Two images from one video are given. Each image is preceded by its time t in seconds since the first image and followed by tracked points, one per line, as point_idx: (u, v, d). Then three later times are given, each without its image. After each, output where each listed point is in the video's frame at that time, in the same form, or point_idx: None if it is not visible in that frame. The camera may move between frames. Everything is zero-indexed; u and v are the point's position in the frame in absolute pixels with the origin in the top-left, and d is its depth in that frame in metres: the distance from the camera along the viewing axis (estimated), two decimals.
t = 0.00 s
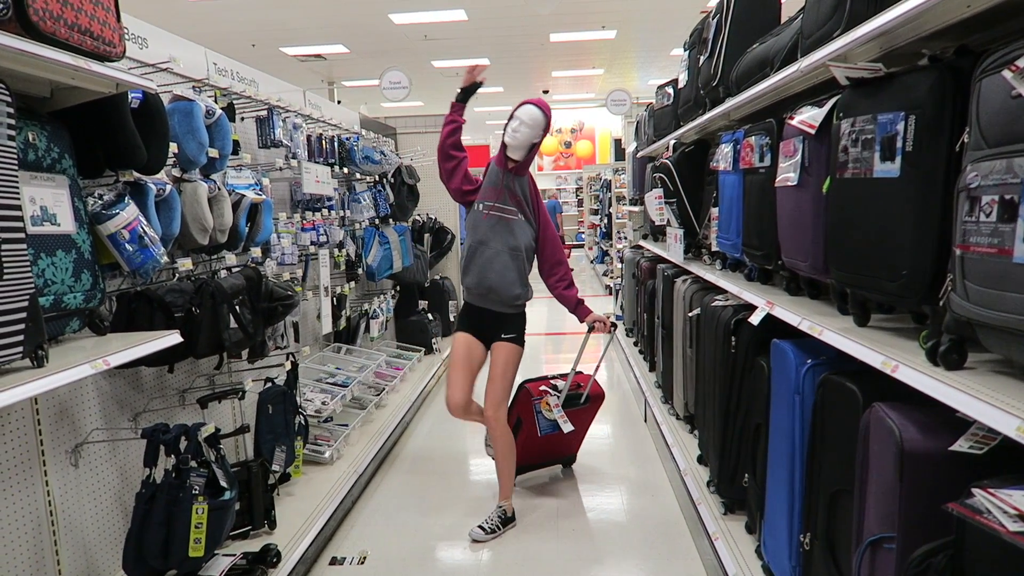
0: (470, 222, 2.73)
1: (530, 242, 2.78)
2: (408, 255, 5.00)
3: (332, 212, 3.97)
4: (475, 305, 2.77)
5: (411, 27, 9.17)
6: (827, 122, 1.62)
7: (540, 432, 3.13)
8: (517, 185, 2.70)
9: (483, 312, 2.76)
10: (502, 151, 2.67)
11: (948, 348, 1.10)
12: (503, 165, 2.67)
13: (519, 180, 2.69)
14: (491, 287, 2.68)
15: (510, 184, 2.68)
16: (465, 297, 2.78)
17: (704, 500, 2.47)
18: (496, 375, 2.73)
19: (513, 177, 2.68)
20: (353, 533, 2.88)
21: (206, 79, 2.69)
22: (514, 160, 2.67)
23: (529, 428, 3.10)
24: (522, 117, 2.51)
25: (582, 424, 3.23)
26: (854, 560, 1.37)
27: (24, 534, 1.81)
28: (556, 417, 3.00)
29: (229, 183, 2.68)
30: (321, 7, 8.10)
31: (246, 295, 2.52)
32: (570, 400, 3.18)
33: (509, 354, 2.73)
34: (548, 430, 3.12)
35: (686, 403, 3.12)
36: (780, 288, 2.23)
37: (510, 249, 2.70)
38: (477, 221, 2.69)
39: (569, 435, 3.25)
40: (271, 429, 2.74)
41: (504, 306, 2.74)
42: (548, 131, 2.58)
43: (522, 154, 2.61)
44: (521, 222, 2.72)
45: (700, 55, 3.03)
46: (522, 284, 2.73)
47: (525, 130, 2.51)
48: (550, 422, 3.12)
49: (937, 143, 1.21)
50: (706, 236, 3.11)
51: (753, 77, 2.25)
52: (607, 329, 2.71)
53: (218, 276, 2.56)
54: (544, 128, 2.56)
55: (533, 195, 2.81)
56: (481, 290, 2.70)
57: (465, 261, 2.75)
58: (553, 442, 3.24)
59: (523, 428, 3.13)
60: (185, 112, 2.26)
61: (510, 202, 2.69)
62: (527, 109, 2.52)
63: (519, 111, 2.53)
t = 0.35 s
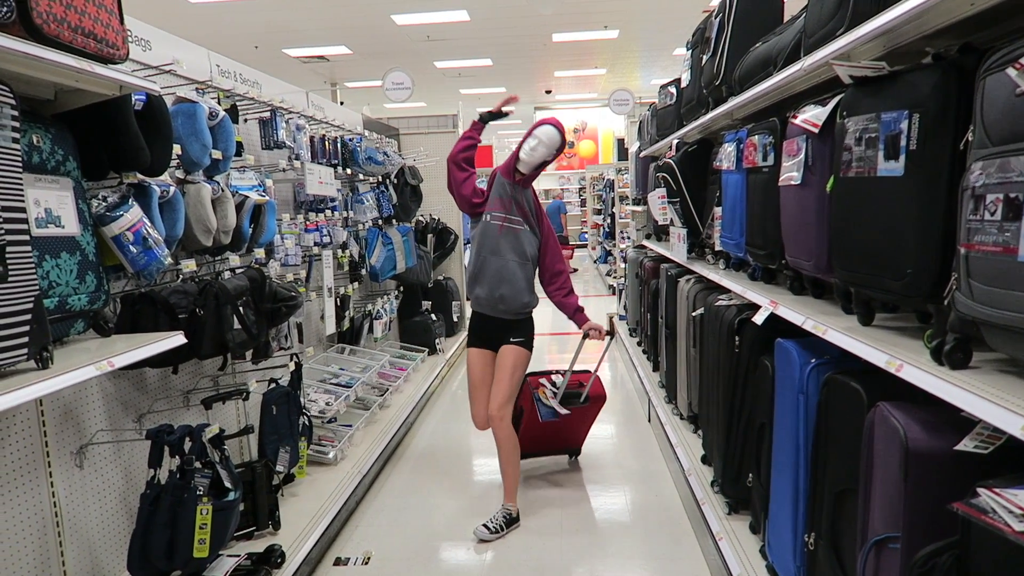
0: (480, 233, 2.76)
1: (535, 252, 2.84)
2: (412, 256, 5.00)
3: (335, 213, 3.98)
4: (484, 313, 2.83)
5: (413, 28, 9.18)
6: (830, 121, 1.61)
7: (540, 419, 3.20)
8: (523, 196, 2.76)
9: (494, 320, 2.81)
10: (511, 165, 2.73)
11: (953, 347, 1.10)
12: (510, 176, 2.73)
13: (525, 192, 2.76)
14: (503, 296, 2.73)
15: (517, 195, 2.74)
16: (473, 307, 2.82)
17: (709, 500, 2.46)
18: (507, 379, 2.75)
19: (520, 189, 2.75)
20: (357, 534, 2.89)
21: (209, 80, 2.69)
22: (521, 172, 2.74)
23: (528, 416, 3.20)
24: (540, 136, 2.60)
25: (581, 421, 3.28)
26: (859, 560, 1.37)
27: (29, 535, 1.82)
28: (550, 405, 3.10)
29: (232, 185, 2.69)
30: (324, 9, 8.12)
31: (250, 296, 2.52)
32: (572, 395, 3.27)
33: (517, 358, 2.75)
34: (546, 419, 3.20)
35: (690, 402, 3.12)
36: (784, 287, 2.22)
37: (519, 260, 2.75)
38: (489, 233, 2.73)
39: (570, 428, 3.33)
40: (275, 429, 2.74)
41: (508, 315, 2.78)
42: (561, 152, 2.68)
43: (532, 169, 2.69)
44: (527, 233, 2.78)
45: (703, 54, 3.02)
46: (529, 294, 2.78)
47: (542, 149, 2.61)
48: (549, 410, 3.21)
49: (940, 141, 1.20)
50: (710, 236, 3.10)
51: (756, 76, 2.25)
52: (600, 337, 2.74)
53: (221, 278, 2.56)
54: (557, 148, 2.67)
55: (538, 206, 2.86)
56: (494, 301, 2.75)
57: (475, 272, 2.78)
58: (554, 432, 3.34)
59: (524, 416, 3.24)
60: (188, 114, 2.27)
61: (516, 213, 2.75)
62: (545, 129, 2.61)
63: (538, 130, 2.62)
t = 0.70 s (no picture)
0: (485, 241, 2.84)
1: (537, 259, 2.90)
2: (415, 255, 5.00)
3: (338, 213, 3.97)
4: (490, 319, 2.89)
5: (416, 28, 9.18)
6: (834, 119, 1.61)
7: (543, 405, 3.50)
8: (526, 206, 2.82)
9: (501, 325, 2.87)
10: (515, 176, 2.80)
11: (958, 345, 1.09)
12: (512, 185, 2.80)
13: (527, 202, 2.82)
14: (506, 302, 2.78)
15: (520, 205, 2.81)
16: (480, 314, 2.89)
17: (712, 499, 2.46)
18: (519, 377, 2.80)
19: (523, 199, 2.82)
20: (361, 533, 2.89)
21: (212, 81, 2.70)
22: (522, 182, 2.81)
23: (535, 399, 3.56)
24: (548, 155, 2.67)
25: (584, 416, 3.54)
26: (863, 560, 1.36)
27: (34, 535, 1.82)
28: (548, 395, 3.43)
29: (236, 184, 2.69)
30: (327, 9, 8.12)
31: (254, 295, 2.52)
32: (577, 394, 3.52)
33: (526, 358, 2.80)
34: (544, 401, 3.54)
35: (693, 401, 3.11)
36: (788, 285, 2.22)
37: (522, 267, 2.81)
38: (493, 240, 2.80)
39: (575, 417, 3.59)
40: (279, 428, 2.75)
41: (509, 320, 2.84)
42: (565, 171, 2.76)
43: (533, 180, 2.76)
44: (530, 241, 2.84)
45: (706, 52, 3.01)
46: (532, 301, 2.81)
47: (550, 168, 2.69)
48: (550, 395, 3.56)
49: (945, 139, 1.20)
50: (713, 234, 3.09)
51: (759, 74, 2.24)
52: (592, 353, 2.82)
53: (224, 277, 2.57)
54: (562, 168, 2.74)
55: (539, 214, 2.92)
56: (498, 306, 2.80)
57: (482, 280, 2.85)
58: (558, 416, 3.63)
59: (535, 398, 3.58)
60: (192, 113, 2.28)
61: (520, 221, 2.80)
62: (554, 148, 2.68)
63: (548, 148, 2.68)
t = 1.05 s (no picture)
0: (493, 249, 2.92)
1: (543, 266, 3.00)
2: (417, 251, 5.00)
3: (340, 209, 3.95)
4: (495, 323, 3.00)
5: (418, 23, 9.16)
6: (838, 112, 1.60)
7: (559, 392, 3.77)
8: (534, 215, 2.91)
9: (504, 330, 2.99)
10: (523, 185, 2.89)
11: (962, 338, 1.09)
12: (521, 196, 2.88)
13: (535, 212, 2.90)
14: (508, 310, 2.89)
15: (528, 214, 2.89)
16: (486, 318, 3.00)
17: (716, 493, 2.46)
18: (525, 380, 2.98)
19: (531, 208, 2.90)
20: (365, 528, 2.90)
21: (213, 77, 2.70)
22: (531, 192, 2.88)
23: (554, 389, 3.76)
24: (552, 160, 2.73)
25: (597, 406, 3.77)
26: (866, 554, 1.36)
27: (39, 531, 1.83)
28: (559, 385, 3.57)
29: (238, 181, 2.69)
30: (328, 5, 8.11)
31: (257, 291, 2.53)
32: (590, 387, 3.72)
33: (534, 354, 2.95)
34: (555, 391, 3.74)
35: (697, 396, 3.11)
36: (791, 280, 2.21)
37: (525, 276, 2.90)
38: (499, 248, 2.88)
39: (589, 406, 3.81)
40: (282, 424, 2.75)
41: (516, 325, 2.95)
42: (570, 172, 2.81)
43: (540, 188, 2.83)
44: (537, 249, 2.93)
45: (709, 46, 3.00)
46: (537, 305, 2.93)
47: (554, 172, 2.74)
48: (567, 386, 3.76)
49: (948, 132, 1.19)
50: (716, 229, 3.08)
51: (762, 68, 2.23)
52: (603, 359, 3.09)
53: (228, 273, 2.57)
54: (567, 169, 2.79)
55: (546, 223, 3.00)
56: (502, 313, 2.91)
57: (488, 287, 2.96)
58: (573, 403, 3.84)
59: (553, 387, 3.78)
60: (193, 110, 2.28)
61: (528, 230, 2.89)
62: (557, 153, 2.73)
63: (551, 153, 2.76)
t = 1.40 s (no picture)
0: (509, 250, 3.06)
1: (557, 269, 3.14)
2: (421, 244, 4.99)
3: (344, 203, 3.99)
4: (502, 316, 3.14)
5: (420, 17, 9.13)
6: (843, 103, 1.59)
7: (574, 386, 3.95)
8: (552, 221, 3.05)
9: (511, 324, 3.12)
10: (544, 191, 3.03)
11: (967, 330, 1.08)
12: (543, 201, 3.01)
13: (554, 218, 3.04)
14: (520, 308, 3.05)
15: (547, 219, 3.03)
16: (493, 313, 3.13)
17: (720, 486, 2.47)
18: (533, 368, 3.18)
19: (550, 214, 3.04)
20: (370, 520, 2.92)
21: (216, 71, 2.70)
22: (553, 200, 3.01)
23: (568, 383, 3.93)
24: (576, 171, 2.87)
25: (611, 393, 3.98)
26: (871, 546, 1.37)
27: (47, 523, 1.85)
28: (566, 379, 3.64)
29: (242, 175, 2.70)
30: None
31: (261, 284, 2.53)
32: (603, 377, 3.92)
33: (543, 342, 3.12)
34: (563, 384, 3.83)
35: (701, 388, 3.11)
36: (796, 272, 2.21)
37: (539, 277, 3.04)
38: (517, 250, 3.02)
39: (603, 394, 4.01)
40: (287, 418, 2.76)
41: (523, 321, 3.10)
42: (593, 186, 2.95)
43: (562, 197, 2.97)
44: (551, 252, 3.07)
45: (714, 37, 2.97)
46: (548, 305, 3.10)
47: (576, 183, 2.88)
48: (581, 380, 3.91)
49: (955, 123, 1.18)
50: (720, 221, 3.07)
51: (767, 59, 2.22)
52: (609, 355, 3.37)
53: (232, 267, 2.58)
54: (590, 183, 2.93)
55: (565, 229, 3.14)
56: (514, 309, 3.05)
57: (500, 285, 3.08)
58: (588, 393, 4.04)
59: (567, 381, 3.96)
60: (197, 104, 2.27)
61: (545, 234, 3.03)
62: (581, 165, 2.88)
63: (574, 164, 2.89)
